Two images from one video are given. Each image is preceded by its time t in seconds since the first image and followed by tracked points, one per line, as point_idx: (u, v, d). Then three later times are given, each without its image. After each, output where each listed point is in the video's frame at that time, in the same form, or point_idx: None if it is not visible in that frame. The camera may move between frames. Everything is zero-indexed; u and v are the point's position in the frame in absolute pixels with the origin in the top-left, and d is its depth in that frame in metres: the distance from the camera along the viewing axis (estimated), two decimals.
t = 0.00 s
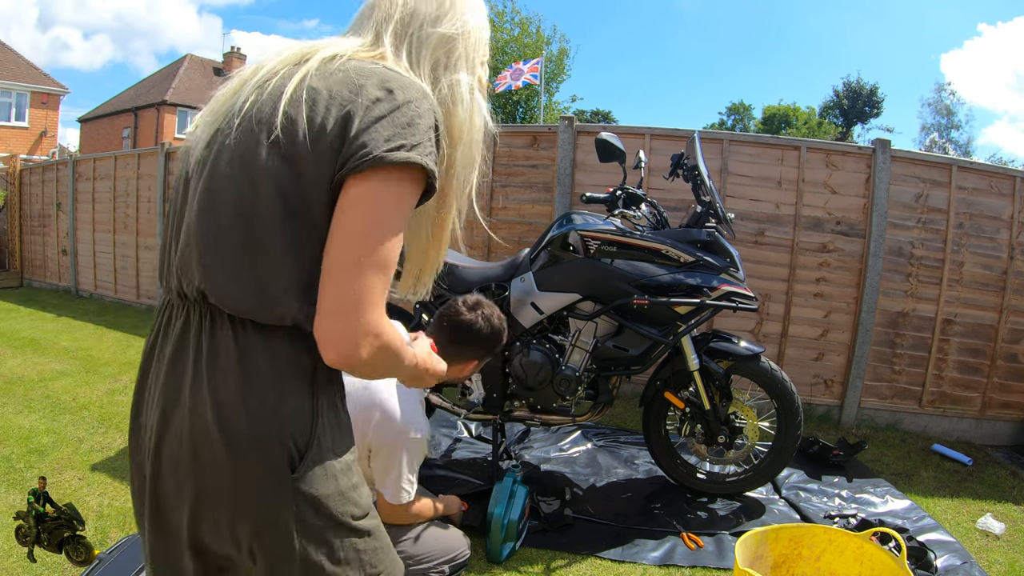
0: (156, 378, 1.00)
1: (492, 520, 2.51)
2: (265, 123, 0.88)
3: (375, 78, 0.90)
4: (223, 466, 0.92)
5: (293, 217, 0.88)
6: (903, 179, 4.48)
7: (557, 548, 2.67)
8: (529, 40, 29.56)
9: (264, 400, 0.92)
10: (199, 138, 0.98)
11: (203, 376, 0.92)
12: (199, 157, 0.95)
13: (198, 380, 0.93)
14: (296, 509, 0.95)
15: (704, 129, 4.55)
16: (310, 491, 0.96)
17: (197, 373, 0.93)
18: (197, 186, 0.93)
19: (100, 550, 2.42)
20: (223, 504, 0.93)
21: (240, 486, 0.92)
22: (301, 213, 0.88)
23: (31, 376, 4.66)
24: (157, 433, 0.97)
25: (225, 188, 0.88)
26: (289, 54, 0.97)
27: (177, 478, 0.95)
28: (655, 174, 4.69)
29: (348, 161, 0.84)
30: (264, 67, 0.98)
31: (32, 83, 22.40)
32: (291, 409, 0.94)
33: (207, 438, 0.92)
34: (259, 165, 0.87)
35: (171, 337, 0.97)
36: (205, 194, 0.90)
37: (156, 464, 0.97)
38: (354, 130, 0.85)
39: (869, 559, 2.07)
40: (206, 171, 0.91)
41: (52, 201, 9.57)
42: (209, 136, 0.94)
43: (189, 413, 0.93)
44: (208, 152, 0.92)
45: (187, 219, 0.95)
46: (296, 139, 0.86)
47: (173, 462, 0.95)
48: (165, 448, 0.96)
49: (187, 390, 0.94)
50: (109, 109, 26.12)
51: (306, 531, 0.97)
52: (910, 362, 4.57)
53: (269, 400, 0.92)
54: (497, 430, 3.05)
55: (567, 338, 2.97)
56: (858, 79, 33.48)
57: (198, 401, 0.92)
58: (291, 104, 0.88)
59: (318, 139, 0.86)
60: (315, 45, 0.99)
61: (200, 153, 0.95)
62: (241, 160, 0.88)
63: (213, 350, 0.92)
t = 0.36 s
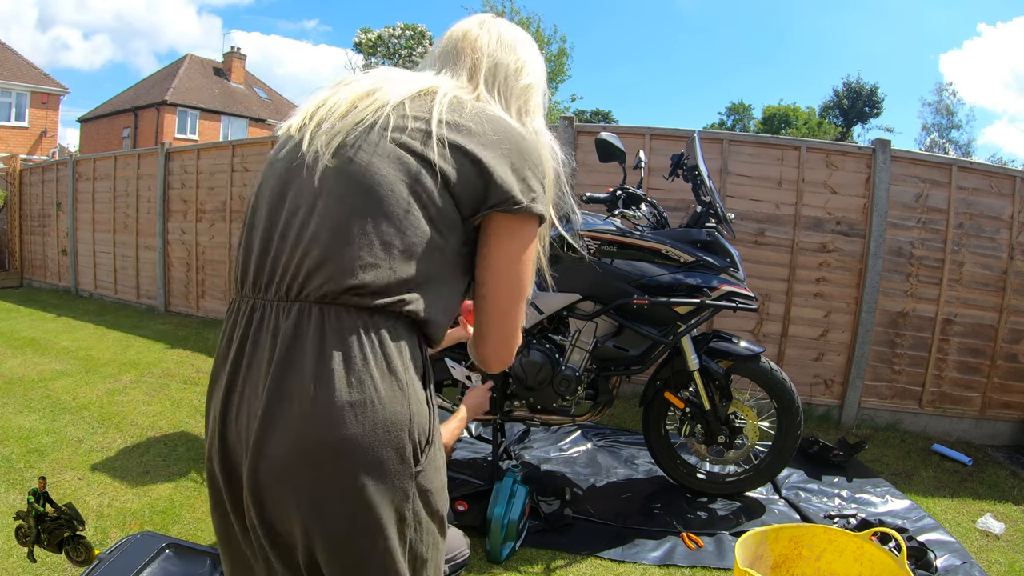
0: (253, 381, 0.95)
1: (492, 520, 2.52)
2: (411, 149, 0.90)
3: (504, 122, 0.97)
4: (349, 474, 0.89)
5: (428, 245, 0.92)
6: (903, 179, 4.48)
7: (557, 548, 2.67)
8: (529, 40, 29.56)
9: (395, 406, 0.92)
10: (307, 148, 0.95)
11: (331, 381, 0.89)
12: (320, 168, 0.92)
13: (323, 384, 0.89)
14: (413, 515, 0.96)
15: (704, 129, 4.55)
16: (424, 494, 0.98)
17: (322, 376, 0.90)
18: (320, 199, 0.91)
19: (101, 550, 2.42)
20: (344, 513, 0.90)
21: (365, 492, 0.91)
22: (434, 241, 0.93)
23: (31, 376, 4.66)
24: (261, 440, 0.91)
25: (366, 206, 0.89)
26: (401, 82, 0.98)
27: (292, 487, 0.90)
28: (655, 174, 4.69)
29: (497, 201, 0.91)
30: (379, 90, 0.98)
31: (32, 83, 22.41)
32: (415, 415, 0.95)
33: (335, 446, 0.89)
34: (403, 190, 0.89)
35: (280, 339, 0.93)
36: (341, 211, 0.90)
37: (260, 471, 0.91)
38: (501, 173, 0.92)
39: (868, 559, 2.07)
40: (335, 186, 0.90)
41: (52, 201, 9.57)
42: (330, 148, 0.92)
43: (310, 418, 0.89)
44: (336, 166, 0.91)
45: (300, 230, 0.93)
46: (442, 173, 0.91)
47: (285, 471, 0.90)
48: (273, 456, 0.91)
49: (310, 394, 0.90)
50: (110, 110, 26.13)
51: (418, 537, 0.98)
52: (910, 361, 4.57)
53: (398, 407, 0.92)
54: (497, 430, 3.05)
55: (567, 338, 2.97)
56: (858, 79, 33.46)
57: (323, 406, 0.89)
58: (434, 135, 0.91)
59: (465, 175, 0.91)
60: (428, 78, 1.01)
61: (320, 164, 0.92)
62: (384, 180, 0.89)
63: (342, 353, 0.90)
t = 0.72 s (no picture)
0: (297, 360, 1.00)
1: (492, 520, 2.51)
2: (471, 185, 1.03)
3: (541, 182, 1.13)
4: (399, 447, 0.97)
5: (470, 275, 1.06)
6: (903, 179, 4.48)
7: (557, 548, 2.67)
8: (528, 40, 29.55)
9: (440, 390, 1.01)
10: (372, 166, 1.06)
11: (386, 360, 0.97)
12: (386, 185, 1.03)
13: (376, 363, 0.97)
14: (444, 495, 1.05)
15: (704, 129, 4.55)
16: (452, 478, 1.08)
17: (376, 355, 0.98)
18: (385, 212, 1.02)
19: (100, 550, 2.42)
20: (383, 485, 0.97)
21: (409, 466, 0.99)
22: (474, 272, 1.07)
23: (31, 376, 4.66)
24: (309, 415, 0.96)
25: (423, 226, 1.02)
26: (457, 125, 1.13)
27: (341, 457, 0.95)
28: (655, 174, 4.69)
29: (530, 246, 1.07)
30: (438, 126, 1.12)
31: (32, 83, 22.41)
32: (452, 401, 1.05)
33: (388, 421, 0.96)
34: (459, 220, 1.02)
35: (331, 323, 0.99)
36: (403, 226, 1.01)
37: (307, 443, 0.95)
38: (538, 223, 1.08)
39: (869, 559, 2.07)
40: (400, 204, 1.02)
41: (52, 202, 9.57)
42: (397, 171, 1.04)
43: (364, 394, 0.96)
44: (402, 188, 1.02)
45: (358, 235, 1.02)
46: (491, 214, 1.05)
47: (336, 443, 0.95)
48: (323, 428, 0.95)
49: (363, 369, 0.97)
50: (109, 110, 26.15)
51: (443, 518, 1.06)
52: (910, 362, 4.57)
53: (440, 391, 1.01)
54: (497, 430, 3.05)
55: (567, 338, 2.97)
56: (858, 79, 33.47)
57: (376, 381, 0.97)
58: (490, 177, 1.05)
59: (509, 218, 1.06)
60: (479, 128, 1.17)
61: (386, 182, 1.04)
62: (447, 205, 1.02)
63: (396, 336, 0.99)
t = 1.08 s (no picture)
0: (296, 327, 1.09)
1: (492, 520, 2.51)
2: (472, 220, 1.20)
3: (535, 237, 1.30)
4: (376, 415, 1.05)
5: (459, 294, 1.20)
6: (903, 179, 4.48)
7: (557, 548, 2.67)
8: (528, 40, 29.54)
9: (420, 371, 1.09)
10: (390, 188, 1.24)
11: (374, 334, 1.07)
12: (399, 203, 1.20)
13: (364, 337, 1.06)
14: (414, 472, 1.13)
15: (704, 129, 4.55)
16: (423, 459, 1.16)
17: (366, 328, 1.07)
18: (393, 225, 1.16)
19: (100, 550, 2.42)
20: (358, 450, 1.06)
21: (384, 435, 1.07)
22: (463, 293, 1.21)
23: (31, 376, 4.66)
24: (296, 372, 1.04)
25: (429, 242, 1.16)
26: (467, 173, 1.30)
27: (322, 414, 1.04)
28: (655, 174, 4.69)
29: (516, 282, 1.23)
30: (450, 169, 1.30)
31: (32, 83, 22.42)
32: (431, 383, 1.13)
33: (369, 390, 1.04)
34: (458, 243, 1.17)
35: (330, 296, 1.10)
36: (408, 237, 1.16)
37: (293, 396, 1.04)
38: (525, 265, 1.24)
39: (869, 559, 2.07)
40: (408, 221, 1.17)
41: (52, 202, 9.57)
42: (411, 194, 1.20)
43: (349, 362, 1.05)
44: (413, 209, 1.18)
45: (367, 237, 1.16)
46: (486, 247, 1.20)
47: (319, 400, 1.04)
48: (309, 385, 1.04)
49: (352, 339, 1.06)
50: (109, 110, 26.15)
51: (411, 494, 1.14)
52: (910, 361, 4.56)
53: (421, 371, 1.10)
54: (497, 430, 3.05)
55: (567, 338, 2.96)
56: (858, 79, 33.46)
57: (362, 354, 1.05)
58: (492, 220, 1.22)
59: (502, 254, 1.22)
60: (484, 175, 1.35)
61: (399, 201, 1.20)
62: (452, 229, 1.18)
63: (385, 314, 1.09)
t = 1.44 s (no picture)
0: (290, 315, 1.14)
1: (492, 520, 2.51)
2: (466, 241, 1.27)
3: (527, 266, 1.35)
4: (361, 404, 1.08)
5: (448, 307, 1.25)
6: (903, 179, 4.48)
7: (557, 548, 2.67)
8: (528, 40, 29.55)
9: (407, 366, 1.13)
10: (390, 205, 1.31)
11: (365, 326, 1.11)
12: (397, 217, 1.26)
13: (354, 327, 1.10)
14: (395, 466, 1.15)
15: (704, 129, 4.55)
16: (406, 453, 1.17)
17: (357, 320, 1.11)
18: (391, 235, 1.22)
19: (100, 550, 2.42)
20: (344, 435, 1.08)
21: (368, 425, 1.09)
22: (452, 307, 1.26)
23: (31, 376, 4.66)
24: (287, 356, 1.08)
25: (423, 253, 1.22)
26: (466, 200, 1.36)
27: (309, 400, 1.07)
28: (655, 174, 4.69)
29: (506, 303, 1.29)
30: (450, 195, 1.37)
31: (32, 83, 22.42)
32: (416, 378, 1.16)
33: (357, 380, 1.08)
34: (449, 258, 1.23)
35: (324, 289, 1.15)
36: (403, 247, 1.21)
37: (281, 380, 1.07)
38: (514, 289, 1.30)
39: (869, 559, 2.07)
40: (405, 233, 1.23)
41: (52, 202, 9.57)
42: (410, 211, 1.27)
43: (338, 348, 1.08)
44: (411, 222, 1.25)
45: (365, 243, 1.21)
46: (476, 266, 1.26)
47: (307, 386, 1.07)
48: (298, 369, 1.07)
49: (343, 329, 1.10)
50: (109, 110, 26.16)
51: (392, 487, 1.15)
52: (910, 361, 4.56)
53: (408, 363, 1.13)
54: (497, 430, 3.04)
55: (567, 338, 2.96)
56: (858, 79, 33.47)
57: (353, 342, 1.09)
58: (486, 243, 1.28)
59: (492, 275, 1.27)
60: (484, 203, 1.41)
61: (398, 215, 1.27)
62: (446, 244, 1.24)
63: (376, 308, 1.13)
